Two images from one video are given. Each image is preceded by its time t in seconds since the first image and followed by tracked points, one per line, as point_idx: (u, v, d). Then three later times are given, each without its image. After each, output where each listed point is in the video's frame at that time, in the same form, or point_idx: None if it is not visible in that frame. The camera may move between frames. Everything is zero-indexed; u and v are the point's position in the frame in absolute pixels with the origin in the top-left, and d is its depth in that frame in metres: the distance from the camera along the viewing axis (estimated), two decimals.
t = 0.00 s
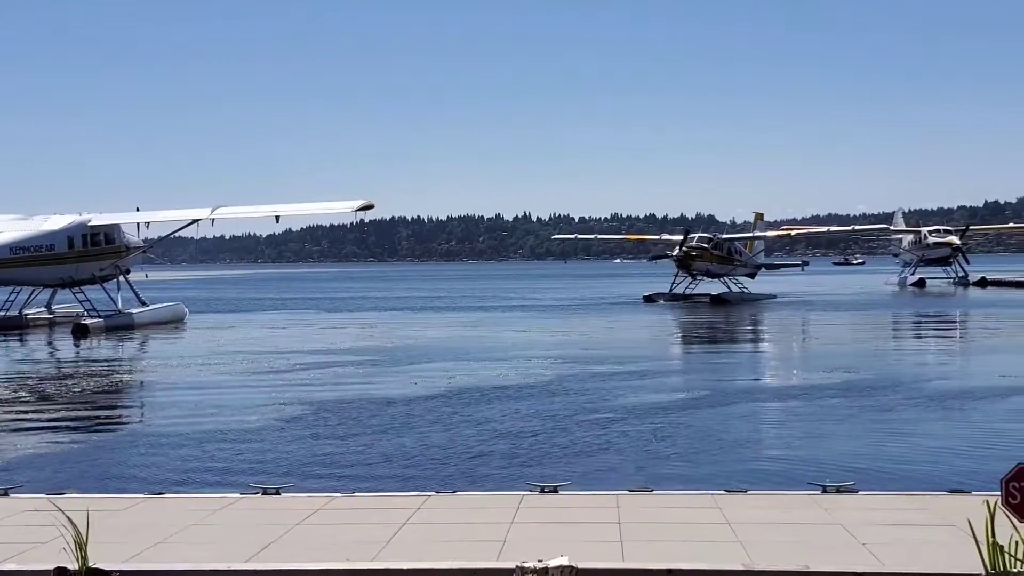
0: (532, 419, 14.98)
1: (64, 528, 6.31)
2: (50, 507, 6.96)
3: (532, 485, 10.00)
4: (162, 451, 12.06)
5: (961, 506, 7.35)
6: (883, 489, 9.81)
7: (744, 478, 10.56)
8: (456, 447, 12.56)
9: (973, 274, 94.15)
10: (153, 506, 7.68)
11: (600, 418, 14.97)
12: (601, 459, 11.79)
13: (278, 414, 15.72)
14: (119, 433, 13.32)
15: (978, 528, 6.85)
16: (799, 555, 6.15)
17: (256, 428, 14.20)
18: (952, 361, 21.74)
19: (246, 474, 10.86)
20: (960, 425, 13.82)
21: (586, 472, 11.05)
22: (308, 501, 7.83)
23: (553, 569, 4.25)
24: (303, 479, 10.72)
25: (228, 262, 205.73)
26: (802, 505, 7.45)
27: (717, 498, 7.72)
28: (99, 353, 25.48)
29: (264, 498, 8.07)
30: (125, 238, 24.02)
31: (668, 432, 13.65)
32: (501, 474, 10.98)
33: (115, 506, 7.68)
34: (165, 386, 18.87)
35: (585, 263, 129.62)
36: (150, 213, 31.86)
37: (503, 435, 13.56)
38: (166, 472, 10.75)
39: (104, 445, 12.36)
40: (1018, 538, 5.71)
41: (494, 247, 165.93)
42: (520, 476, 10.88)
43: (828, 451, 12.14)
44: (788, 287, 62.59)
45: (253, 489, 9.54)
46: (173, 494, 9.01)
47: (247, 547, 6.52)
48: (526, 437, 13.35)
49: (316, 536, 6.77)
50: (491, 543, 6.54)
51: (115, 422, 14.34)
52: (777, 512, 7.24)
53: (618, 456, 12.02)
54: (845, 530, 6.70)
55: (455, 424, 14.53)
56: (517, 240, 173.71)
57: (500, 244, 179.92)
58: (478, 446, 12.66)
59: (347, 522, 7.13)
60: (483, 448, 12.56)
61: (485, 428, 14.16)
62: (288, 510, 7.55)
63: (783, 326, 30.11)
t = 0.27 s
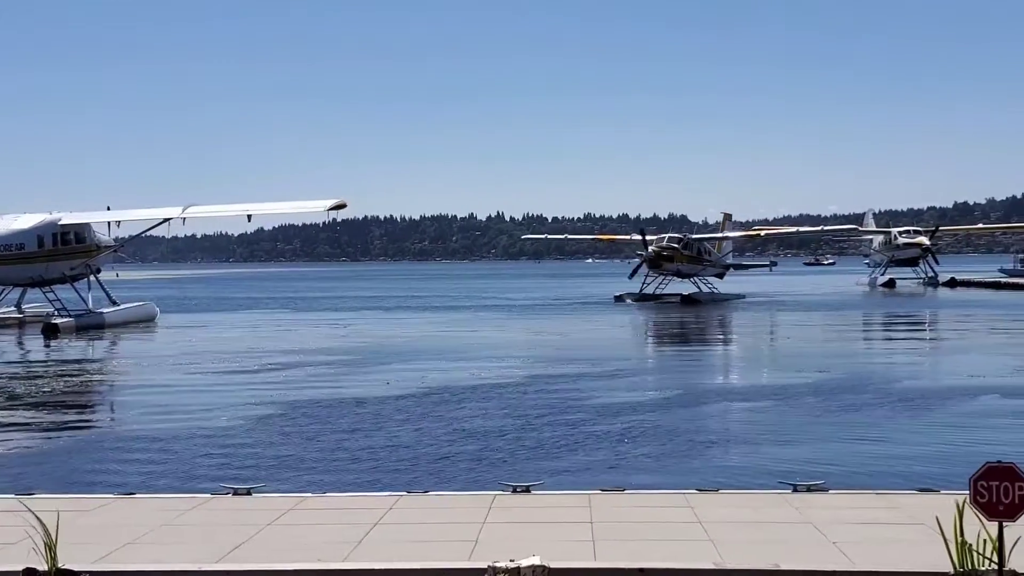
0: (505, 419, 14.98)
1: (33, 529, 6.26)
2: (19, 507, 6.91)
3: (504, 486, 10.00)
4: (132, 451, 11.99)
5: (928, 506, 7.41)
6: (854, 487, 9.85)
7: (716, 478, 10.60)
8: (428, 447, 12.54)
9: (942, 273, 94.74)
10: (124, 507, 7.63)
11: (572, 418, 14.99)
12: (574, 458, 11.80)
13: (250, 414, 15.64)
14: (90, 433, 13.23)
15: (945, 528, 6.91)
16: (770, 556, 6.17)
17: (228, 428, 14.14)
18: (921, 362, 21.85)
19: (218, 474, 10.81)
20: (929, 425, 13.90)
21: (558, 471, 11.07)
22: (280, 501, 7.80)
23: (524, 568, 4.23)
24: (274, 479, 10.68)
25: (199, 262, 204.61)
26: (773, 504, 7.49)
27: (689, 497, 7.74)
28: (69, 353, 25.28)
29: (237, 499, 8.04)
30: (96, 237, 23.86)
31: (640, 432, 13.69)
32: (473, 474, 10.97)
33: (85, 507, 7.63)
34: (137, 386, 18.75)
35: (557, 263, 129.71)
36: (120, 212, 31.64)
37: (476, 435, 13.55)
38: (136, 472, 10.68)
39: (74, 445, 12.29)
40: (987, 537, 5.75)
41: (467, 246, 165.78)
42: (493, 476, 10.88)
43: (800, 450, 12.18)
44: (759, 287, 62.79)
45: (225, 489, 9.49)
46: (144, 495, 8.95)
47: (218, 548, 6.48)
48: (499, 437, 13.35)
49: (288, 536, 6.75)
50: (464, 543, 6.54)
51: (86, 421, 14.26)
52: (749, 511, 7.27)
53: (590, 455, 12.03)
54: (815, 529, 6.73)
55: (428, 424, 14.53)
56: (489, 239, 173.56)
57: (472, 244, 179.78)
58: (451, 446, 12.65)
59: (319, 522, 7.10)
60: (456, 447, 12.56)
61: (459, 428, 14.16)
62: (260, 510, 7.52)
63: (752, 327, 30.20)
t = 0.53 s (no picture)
0: (477, 419, 15.03)
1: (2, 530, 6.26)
2: None
3: (475, 486, 10.05)
4: (103, 452, 11.97)
5: (897, 505, 7.50)
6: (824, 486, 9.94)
7: (687, 478, 10.67)
8: (400, 448, 12.57)
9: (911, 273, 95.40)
10: (94, 507, 7.62)
11: (545, 418, 15.05)
12: (546, 458, 11.86)
13: (222, 414, 15.63)
14: (60, 434, 13.20)
15: (913, 526, 6.99)
16: (741, 555, 6.23)
17: (201, 429, 14.12)
18: (890, 361, 22.01)
19: (189, 475, 10.81)
20: (898, 424, 14.02)
21: (531, 471, 11.12)
22: (251, 502, 7.80)
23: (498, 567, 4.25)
24: (245, 480, 10.69)
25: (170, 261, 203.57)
26: (744, 503, 7.56)
27: (659, 497, 7.80)
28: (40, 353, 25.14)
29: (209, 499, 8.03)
30: (67, 237, 23.74)
31: (612, 431, 13.76)
32: (444, 474, 11.01)
33: (55, 508, 7.62)
34: (108, 387, 18.69)
35: (530, 263, 129.80)
36: (92, 211, 31.48)
37: (448, 435, 13.59)
38: (106, 473, 10.67)
39: (43, 446, 12.26)
40: (953, 535, 5.82)
41: (440, 246, 165.64)
42: (466, 476, 10.92)
43: (770, 450, 12.26)
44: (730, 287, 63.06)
45: (197, 491, 9.49)
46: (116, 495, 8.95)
47: (191, 548, 6.49)
48: (472, 437, 13.38)
49: (259, 536, 6.76)
50: (436, 543, 6.57)
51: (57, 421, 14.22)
52: (719, 511, 7.33)
53: (561, 455, 12.09)
54: (786, 528, 6.80)
55: (401, 424, 14.56)
56: (461, 239, 173.46)
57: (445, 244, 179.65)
58: (424, 446, 12.69)
59: (290, 523, 7.12)
60: (429, 447, 12.59)
61: (433, 428, 14.19)
62: (233, 511, 7.53)
63: (723, 326, 30.34)
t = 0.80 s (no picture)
0: (452, 419, 15.01)
1: None
2: None
3: (449, 486, 10.04)
4: (75, 453, 11.88)
5: (871, 504, 7.53)
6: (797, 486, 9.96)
7: (661, 478, 10.69)
8: (376, 448, 12.55)
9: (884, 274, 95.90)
10: (64, 509, 7.54)
11: (519, 418, 15.05)
12: (521, 459, 11.85)
13: (196, 415, 15.56)
14: (33, 435, 13.11)
15: (887, 524, 7.03)
16: (715, 555, 6.21)
17: (174, 429, 14.05)
18: (862, 362, 22.10)
19: (163, 476, 10.76)
20: (870, 424, 14.08)
21: (506, 472, 11.11)
22: (225, 504, 7.74)
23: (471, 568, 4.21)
24: (220, 480, 10.64)
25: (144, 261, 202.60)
26: (719, 503, 7.56)
27: (634, 497, 7.78)
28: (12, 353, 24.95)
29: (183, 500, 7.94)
30: (40, 237, 23.57)
31: (587, 431, 13.77)
32: (418, 475, 10.98)
33: (24, 510, 7.53)
34: (81, 387, 18.58)
35: (505, 263, 129.77)
36: (65, 211, 31.26)
37: (423, 435, 13.57)
38: (79, 474, 10.60)
39: (15, 447, 12.16)
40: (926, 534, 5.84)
41: (415, 246, 165.35)
42: (440, 476, 10.90)
43: (743, 450, 12.29)
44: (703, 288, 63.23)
45: (169, 492, 9.43)
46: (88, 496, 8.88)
47: (162, 550, 6.43)
48: (447, 437, 13.36)
49: (233, 538, 6.70)
50: (411, 544, 6.52)
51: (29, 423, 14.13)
52: (693, 510, 7.31)
53: (537, 455, 12.08)
54: (760, 527, 6.81)
55: (376, 424, 14.53)
56: (436, 239, 173.37)
57: (421, 244, 179.44)
58: (398, 447, 12.66)
59: (263, 525, 7.06)
60: (404, 448, 12.56)
61: (407, 428, 14.17)
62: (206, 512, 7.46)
63: (696, 327, 30.41)
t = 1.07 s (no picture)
0: (434, 419, 15.05)
1: None
2: None
3: (431, 487, 10.07)
4: (55, 453, 11.85)
5: (850, 503, 7.58)
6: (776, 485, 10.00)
7: (641, 478, 10.74)
8: (359, 448, 12.58)
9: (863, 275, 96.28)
10: (45, 509, 7.54)
11: (501, 418, 15.09)
12: (502, 459, 11.89)
13: (176, 415, 15.55)
14: (13, 435, 13.08)
15: (865, 524, 7.06)
16: (694, 554, 6.26)
17: (154, 429, 14.04)
18: (841, 361, 22.20)
19: (145, 476, 10.77)
20: (849, 423, 14.15)
21: (486, 472, 11.15)
22: (206, 504, 7.74)
23: (452, 570, 4.23)
24: (202, 481, 10.65)
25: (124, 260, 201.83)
26: (699, 503, 7.60)
27: (615, 497, 7.82)
28: None
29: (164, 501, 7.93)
30: (19, 236, 23.48)
31: (568, 431, 13.82)
32: (399, 475, 11.01)
33: (5, 510, 7.53)
34: (61, 387, 18.54)
35: (486, 263, 129.78)
36: (44, 210, 31.15)
37: (405, 435, 13.60)
38: (60, 474, 10.60)
39: None
40: (903, 533, 5.89)
41: (395, 245, 165.19)
42: (422, 476, 10.93)
43: (723, 450, 12.34)
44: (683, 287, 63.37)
45: (150, 492, 9.42)
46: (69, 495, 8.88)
47: (142, 550, 6.43)
48: (429, 437, 13.39)
49: (214, 539, 6.71)
50: (392, 544, 6.55)
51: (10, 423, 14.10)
52: (672, 510, 7.35)
53: (518, 455, 12.13)
54: (740, 527, 6.85)
55: (358, 425, 14.56)
56: (417, 239, 173.24)
57: (401, 243, 179.30)
58: (379, 447, 12.68)
59: (245, 525, 7.07)
60: (385, 448, 12.59)
61: (389, 429, 14.20)
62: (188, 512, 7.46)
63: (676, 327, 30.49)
